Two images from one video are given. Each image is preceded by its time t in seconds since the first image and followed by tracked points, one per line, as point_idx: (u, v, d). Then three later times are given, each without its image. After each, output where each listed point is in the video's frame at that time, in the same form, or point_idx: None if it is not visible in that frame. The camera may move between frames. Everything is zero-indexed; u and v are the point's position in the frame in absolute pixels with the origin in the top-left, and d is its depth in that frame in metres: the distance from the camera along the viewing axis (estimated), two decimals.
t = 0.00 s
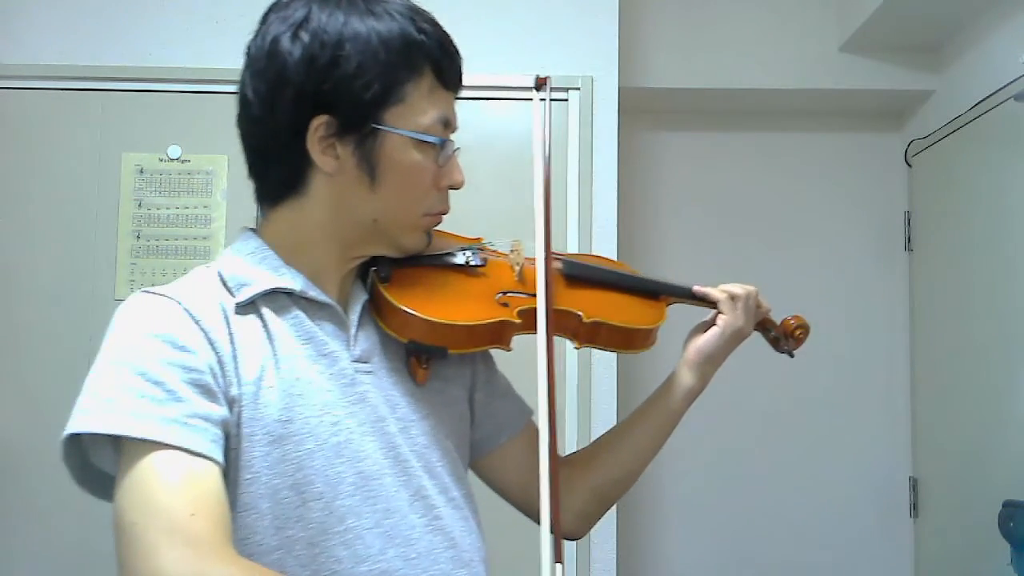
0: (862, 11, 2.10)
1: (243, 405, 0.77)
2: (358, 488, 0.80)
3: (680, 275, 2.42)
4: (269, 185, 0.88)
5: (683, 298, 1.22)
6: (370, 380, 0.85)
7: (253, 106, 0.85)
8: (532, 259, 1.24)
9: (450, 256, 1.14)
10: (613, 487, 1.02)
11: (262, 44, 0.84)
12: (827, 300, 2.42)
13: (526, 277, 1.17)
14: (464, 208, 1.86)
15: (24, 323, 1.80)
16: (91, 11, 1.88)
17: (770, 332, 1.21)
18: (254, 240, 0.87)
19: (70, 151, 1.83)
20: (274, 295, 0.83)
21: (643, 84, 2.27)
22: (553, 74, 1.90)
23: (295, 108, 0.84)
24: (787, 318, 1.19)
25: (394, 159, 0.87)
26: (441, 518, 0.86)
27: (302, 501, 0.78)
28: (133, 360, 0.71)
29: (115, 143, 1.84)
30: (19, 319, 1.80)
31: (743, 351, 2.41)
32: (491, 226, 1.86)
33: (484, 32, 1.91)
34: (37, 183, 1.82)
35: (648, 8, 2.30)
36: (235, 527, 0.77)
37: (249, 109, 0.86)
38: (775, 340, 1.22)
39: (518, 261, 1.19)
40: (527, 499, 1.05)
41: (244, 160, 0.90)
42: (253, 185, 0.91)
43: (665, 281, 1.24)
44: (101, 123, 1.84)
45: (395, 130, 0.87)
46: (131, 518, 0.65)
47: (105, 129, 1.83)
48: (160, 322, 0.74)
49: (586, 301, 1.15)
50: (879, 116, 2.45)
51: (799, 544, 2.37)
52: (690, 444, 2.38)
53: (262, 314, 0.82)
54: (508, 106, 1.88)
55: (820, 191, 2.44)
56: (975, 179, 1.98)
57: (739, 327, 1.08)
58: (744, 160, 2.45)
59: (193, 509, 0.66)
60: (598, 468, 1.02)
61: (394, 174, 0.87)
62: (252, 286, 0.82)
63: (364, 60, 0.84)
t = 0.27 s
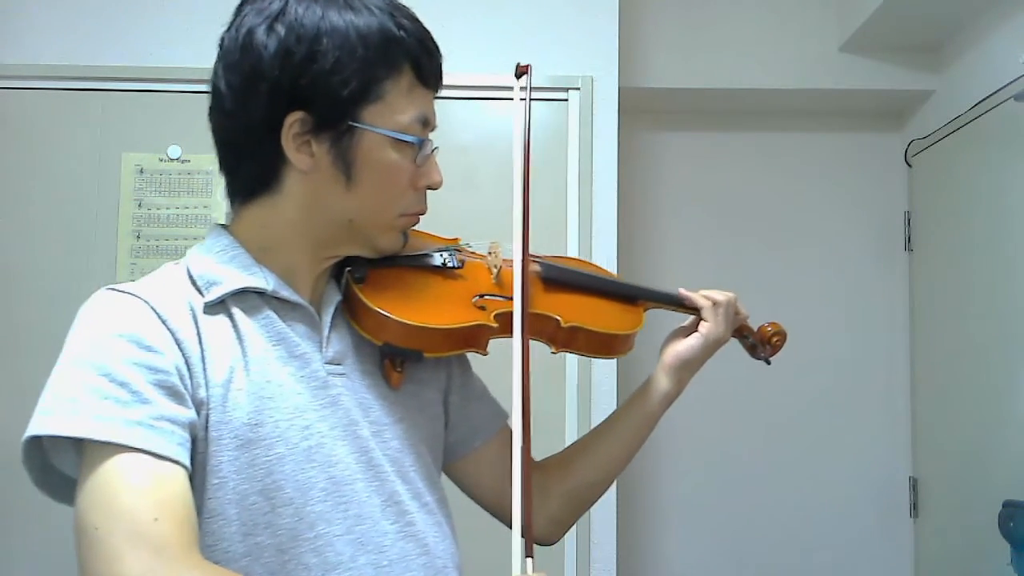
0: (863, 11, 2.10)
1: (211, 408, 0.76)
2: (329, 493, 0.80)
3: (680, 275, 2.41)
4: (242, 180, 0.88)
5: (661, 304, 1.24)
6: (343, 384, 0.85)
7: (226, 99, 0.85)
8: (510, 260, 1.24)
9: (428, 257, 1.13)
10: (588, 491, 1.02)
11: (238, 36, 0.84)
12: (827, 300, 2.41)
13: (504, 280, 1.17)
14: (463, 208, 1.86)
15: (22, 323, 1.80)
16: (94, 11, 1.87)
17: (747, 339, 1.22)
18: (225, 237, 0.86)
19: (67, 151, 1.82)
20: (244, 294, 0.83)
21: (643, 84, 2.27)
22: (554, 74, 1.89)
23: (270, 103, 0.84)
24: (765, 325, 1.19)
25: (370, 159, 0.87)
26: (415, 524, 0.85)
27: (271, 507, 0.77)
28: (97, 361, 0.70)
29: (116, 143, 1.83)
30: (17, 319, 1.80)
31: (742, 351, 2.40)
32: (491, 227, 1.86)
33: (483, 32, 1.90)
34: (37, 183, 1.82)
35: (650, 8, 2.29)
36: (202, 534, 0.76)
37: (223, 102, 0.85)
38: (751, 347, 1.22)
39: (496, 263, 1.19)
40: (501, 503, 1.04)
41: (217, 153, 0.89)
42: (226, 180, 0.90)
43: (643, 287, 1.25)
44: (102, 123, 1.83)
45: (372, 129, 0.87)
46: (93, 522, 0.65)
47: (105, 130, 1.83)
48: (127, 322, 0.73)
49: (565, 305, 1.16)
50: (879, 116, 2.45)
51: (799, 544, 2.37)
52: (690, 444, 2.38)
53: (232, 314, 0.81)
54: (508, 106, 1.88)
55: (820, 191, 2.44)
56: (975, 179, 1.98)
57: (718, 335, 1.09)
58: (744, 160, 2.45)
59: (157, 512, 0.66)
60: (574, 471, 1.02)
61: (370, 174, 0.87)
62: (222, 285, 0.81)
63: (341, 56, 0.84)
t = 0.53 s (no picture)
0: (863, 11, 2.09)
1: (197, 412, 0.76)
2: (316, 497, 0.79)
3: (681, 276, 2.41)
4: (228, 180, 0.88)
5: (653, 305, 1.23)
6: (330, 387, 0.85)
7: (212, 98, 0.85)
8: (500, 261, 1.23)
9: (418, 258, 1.13)
10: (581, 491, 1.02)
11: (224, 34, 0.84)
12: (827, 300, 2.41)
13: (494, 281, 1.17)
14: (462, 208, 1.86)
15: (21, 323, 1.79)
16: (93, 11, 1.87)
17: (741, 341, 1.21)
18: (210, 238, 0.86)
19: (66, 150, 1.82)
20: (230, 295, 0.83)
21: (643, 84, 2.26)
22: (554, 74, 1.89)
23: (257, 103, 0.83)
24: (757, 326, 1.18)
25: (359, 160, 0.86)
26: (404, 528, 0.85)
27: (258, 511, 0.77)
28: (82, 359, 0.69)
29: (116, 143, 1.82)
30: (16, 319, 1.80)
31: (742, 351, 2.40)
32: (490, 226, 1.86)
33: (483, 31, 1.90)
34: (37, 183, 1.81)
35: (651, 8, 2.29)
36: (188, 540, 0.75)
37: (209, 101, 0.85)
38: (745, 350, 1.22)
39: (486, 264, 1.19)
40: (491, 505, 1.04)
41: (203, 152, 0.89)
42: (213, 179, 0.90)
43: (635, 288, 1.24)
44: (101, 122, 1.83)
45: (361, 129, 0.86)
46: (73, 516, 0.63)
47: (105, 130, 1.82)
48: (112, 322, 0.72)
49: (556, 307, 1.15)
50: (880, 116, 2.44)
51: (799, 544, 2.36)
52: (690, 444, 2.37)
53: (218, 315, 0.81)
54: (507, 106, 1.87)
55: (820, 191, 2.43)
56: (975, 179, 1.97)
57: (709, 333, 1.09)
58: (744, 160, 2.45)
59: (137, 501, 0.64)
60: (566, 471, 1.02)
61: (359, 175, 0.87)
62: (208, 286, 0.81)
63: (329, 56, 0.83)
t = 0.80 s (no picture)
0: (863, 11, 2.09)
1: (195, 409, 0.76)
2: (313, 499, 0.79)
3: (681, 276, 2.41)
4: (225, 181, 0.88)
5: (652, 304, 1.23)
6: (327, 388, 0.85)
7: (208, 98, 0.84)
8: (498, 261, 1.23)
9: (415, 258, 1.13)
10: (581, 490, 1.01)
11: (221, 34, 0.84)
12: (827, 300, 2.41)
13: (492, 280, 1.17)
14: (463, 207, 1.85)
15: (20, 322, 1.79)
16: (92, 11, 1.87)
17: (741, 340, 1.21)
18: (207, 238, 0.86)
19: (66, 150, 1.82)
20: (227, 296, 0.82)
21: (644, 84, 2.26)
22: (554, 74, 1.89)
23: (253, 102, 0.83)
24: (758, 325, 1.18)
25: (356, 160, 0.86)
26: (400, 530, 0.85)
27: (255, 511, 0.77)
28: (80, 348, 0.69)
29: (116, 143, 1.82)
30: (15, 319, 1.79)
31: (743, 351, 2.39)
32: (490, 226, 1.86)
33: (483, 31, 1.90)
34: (37, 182, 1.81)
35: (650, 7, 2.28)
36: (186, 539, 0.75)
37: (206, 100, 0.85)
38: (745, 348, 1.21)
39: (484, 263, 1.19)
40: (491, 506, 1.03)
41: (200, 152, 0.89)
42: (210, 179, 0.90)
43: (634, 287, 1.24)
44: (102, 122, 1.82)
45: (359, 129, 0.86)
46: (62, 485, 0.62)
47: (105, 129, 1.82)
48: (110, 315, 0.73)
49: (554, 306, 1.15)
50: (880, 116, 2.44)
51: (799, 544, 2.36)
52: (690, 444, 2.37)
53: (215, 314, 0.81)
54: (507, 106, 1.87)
55: (820, 191, 2.43)
56: (975, 178, 1.97)
57: (707, 326, 1.10)
58: (743, 159, 2.44)
59: (129, 467, 0.63)
60: (564, 469, 1.01)
61: (356, 175, 0.86)
62: (205, 287, 0.80)
63: (327, 55, 0.83)
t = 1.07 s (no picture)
0: (863, 11, 2.09)
1: (198, 410, 0.76)
2: (316, 499, 0.79)
3: (680, 276, 2.41)
4: (227, 181, 0.88)
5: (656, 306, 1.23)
6: (330, 388, 0.85)
7: (210, 97, 0.85)
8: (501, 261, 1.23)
9: (419, 258, 1.13)
10: (582, 492, 1.02)
11: (223, 33, 0.84)
12: (827, 300, 2.41)
13: (495, 281, 1.17)
14: (463, 208, 1.85)
15: (21, 322, 1.79)
16: (92, 11, 1.87)
17: (744, 342, 1.21)
18: (210, 238, 0.86)
19: (66, 150, 1.82)
20: (230, 296, 0.82)
21: (643, 84, 2.26)
22: (553, 74, 1.89)
23: (256, 101, 0.83)
24: (761, 328, 1.18)
25: (359, 159, 0.86)
26: (403, 530, 0.85)
27: (257, 512, 0.77)
28: (87, 353, 0.69)
29: (116, 143, 1.82)
30: (16, 319, 1.79)
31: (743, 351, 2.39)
32: (490, 226, 1.86)
33: (483, 31, 1.90)
34: (38, 182, 1.81)
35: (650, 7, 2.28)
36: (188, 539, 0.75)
37: (208, 100, 0.85)
38: (749, 350, 1.21)
39: (487, 264, 1.19)
40: (493, 507, 1.03)
41: (202, 152, 0.89)
42: (212, 179, 0.90)
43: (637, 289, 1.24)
44: (102, 122, 1.82)
45: (362, 129, 0.86)
46: (76, 499, 0.63)
47: (106, 129, 1.82)
48: (114, 316, 0.73)
49: (557, 307, 1.15)
50: (880, 116, 2.44)
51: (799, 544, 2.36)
52: (690, 444, 2.37)
53: (218, 314, 0.81)
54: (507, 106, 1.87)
55: (820, 191, 2.43)
56: (975, 179, 1.97)
57: (711, 329, 1.09)
58: (743, 159, 2.44)
59: (145, 484, 0.64)
60: (567, 472, 1.01)
61: (359, 175, 0.86)
62: (208, 287, 0.80)
63: (329, 54, 0.83)
